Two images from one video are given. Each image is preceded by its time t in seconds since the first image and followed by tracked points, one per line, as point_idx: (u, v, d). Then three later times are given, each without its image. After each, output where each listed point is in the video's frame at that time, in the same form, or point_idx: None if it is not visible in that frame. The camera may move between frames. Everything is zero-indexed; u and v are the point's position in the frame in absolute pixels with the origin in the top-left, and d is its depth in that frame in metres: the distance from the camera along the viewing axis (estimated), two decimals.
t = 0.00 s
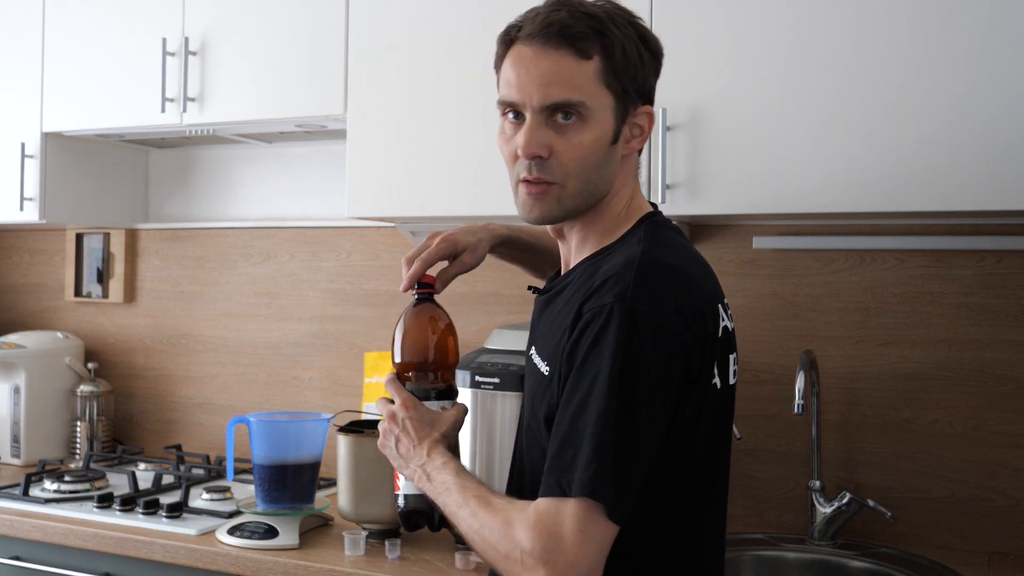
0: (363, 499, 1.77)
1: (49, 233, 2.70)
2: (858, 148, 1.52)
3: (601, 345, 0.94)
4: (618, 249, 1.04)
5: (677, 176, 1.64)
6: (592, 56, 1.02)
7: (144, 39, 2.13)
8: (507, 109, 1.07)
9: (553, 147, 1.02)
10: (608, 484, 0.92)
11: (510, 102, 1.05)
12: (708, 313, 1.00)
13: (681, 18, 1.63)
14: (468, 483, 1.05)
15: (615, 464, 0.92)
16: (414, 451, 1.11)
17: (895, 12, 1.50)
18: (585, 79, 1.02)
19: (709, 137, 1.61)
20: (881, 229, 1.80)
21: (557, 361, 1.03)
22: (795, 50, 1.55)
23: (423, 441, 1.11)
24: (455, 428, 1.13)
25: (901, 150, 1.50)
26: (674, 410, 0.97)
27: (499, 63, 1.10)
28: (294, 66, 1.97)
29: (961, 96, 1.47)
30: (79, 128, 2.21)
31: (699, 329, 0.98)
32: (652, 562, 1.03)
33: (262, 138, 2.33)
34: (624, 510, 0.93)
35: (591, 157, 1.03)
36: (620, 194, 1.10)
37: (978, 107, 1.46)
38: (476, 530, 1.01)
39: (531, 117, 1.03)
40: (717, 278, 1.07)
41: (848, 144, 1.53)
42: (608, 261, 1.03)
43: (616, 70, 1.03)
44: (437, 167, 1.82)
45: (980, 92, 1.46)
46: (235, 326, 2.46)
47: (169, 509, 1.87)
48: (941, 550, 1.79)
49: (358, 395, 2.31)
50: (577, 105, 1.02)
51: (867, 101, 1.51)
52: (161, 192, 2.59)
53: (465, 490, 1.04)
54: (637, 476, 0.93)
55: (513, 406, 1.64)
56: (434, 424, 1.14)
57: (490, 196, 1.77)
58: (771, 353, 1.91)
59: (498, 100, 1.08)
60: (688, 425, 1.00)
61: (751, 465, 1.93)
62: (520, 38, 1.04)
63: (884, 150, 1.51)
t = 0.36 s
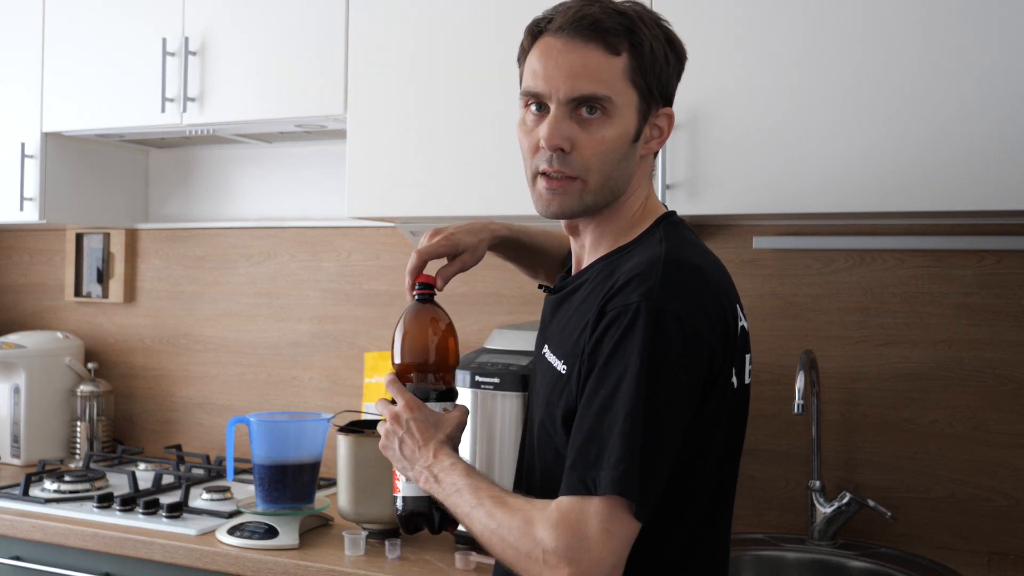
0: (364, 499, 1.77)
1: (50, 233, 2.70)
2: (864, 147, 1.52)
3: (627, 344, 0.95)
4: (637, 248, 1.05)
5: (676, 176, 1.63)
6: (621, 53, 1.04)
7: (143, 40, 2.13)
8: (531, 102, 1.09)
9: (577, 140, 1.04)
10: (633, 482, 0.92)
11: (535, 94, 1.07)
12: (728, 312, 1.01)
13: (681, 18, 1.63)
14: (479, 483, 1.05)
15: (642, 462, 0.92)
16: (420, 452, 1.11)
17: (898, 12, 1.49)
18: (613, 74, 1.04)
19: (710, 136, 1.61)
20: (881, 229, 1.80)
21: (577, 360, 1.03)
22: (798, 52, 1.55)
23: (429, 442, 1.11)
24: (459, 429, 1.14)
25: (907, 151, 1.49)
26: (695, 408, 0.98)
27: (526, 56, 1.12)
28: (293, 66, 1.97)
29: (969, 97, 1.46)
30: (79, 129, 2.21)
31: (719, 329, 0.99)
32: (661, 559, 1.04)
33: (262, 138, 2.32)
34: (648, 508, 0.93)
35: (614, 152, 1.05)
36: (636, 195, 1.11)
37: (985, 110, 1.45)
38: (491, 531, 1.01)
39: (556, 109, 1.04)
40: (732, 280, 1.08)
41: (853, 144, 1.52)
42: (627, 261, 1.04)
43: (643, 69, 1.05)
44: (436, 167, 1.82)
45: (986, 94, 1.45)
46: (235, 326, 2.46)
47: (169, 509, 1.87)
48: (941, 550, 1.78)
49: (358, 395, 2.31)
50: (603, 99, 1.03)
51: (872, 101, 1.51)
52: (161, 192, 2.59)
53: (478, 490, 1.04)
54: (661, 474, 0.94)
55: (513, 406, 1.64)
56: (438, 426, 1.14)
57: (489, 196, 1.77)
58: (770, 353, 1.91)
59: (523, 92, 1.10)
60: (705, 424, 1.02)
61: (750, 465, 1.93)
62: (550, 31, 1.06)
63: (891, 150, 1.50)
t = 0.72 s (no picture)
0: (364, 499, 1.77)
1: (50, 233, 2.70)
2: (868, 149, 1.51)
3: (639, 347, 0.95)
4: (647, 251, 1.05)
5: (676, 176, 1.64)
6: (625, 54, 1.04)
7: (143, 40, 2.13)
8: (534, 103, 1.09)
9: (581, 140, 1.04)
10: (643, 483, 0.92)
11: (539, 95, 1.07)
12: (738, 315, 1.02)
13: (681, 19, 1.63)
14: (489, 483, 1.05)
15: (654, 464, 0.92)
16: (429, 451, 1.11)
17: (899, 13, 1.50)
18: (617, 74, 1.04)
19: (711, 137, 1.61)
20: (880, 229, 1.80)
21: (587, 362, 1.04)
22: (799, 53, 1.55)
23: (438, 441, 1.11)
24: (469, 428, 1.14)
25: (911, 152, 1.49)
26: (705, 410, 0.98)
27: (531, 57, 1.12)
28: (293, 65, 1.97)
29: (972, 99, 1.46)
30: (79, 128, 2.21)
31: (729, 332, 0.99)
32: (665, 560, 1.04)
33: (262, 138, 2.32)
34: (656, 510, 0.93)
35: (617, 152, 1.05)
36: (641, 196, 1.11)
37: (989, 112, 1.45)
38: (500, 530, 1.01)
39: (559, 111, 1.04)
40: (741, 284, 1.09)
41: (856, 146, 1.52)
42: (638, 263, 1.04)
43: (647, 70, 1.06)
44: (436, 167, 1.82)
45: (991, 97, 1.45)
46: (235, 326, 2.46)
47: (169, 509, 1.87)
48: (941, 550, 1.79)
49: (358, 395, 2.31)
50: (607, 100, 1.04)
51: (875, 103, 1.51)
52: (161, 193, 2.59)
53: (487, 490, 1.04)
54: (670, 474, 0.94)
55: (512, 407, 1.64)
56: (447, 424, 1.14)
57: (490, 196, 1.77)
58: (770, 353, 1.91)
59: (527, 93, 1.10)
60: (714, 425, 1.02)
61: (750, 465, 1.93)
62: (554, 33, 1.06)
63: (895, 152, 1.50)
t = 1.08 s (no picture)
0: (363, 499, 1.77)
1: (49, 233, 2.70)
2: (868, 149, 1.51)
3: (639, 346, 0.95)
4: (647, 251, 1.05)
5: (676, 176, 1.64)
6: (632, 52, 1.04)
7: (143, 40, 2.13)
8: (541, 99, 1.10)
9: (584, 137, 1.04)
10: (642, 484, 0.91)
11: (545, 91, 1.07)
12: (739, 316, 1.02)
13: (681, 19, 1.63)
14: (487, 482, 1.06)
15: (652, 464, 0.92)
16: (427, 450, 1.12)
17: (900, 14, 1.49)
18: (624, 72, 1.04)
19: (712, 137, 1.61)
20: (880, 229, 1.80)
21: (586, 362, 1.04)
22: (799, 54, 1.55)
23: (436, 439, 1.12)
24: (467, 426, 1.14)
25: (911, 153, 1.49)
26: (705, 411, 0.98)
27: (540, 54, 1.13)
28: (293, 65, 1.97)
29: (972, 100, 1.46)
30: (79, 129, 2.22)
31: (730, 334, 0.99)
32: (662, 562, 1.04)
33: (262, 138, 2.33)
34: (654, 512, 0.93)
35: (620, 151, 1.05)
36: (644, 196, 1.11)
37: (990, 114, 1.45)
38: (498, 530, 1.01)
39: (565, 106, 1.05)
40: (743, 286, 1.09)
41: (856, 146, 1.52)
42: (638, 263, 1.04)
43: (653, 68, 1.06)
44: (436, 167, 1.82)
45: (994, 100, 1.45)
46: (235, 326, 2.46)
47: (169, 509, 1.87)
48: (941, 550, 1.79)
49: (358, 395, 2.31)
50: (611, 98, 1.04)
51: (876, 104, 1.51)
52: (161, 193, 2.59)
53: (485, 489, 1.05)
54: (668, 474, 0.93)
55: (513, 407, 1.64)
56: (445, 422, 1.14)
57: (489, 195, 1.77)
58: (770, 353, 1.91)
59: (534, 88, 1.11)
60: (714, 426, 1.02)
61: (750, 465, 1.93)
62: (563, 29, 1.07)
63: (895, 153, 1.50)
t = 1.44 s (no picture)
0: (363, 499, 1.77)
1: (49, 233, 2.70)
2: (868, 149, 1.51)
3: (639, 347, 0.95)
4: (648, 251, 1.05)
5: (676, 176, 1.64)
6: (634, 48, 1.05)
7: (143, 39, 2.13)
8: (542, 93, 1.10)
9: (585, 131, 1.04)
10: (641, 484, 0.91)
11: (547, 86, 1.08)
12: (739, 317, 1.02)
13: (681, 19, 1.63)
14: (488, 481, 1.06)
15: (652, 465, 0.92)
16: (429, 449, 1.12)
17: (903, 15, 1.49)
18: (625, 67, 1.04)
19: (712, 137, 1.61)
20: (880, 229, 1.80)
21: (587, 362, 1.04)
22: (804, 55, 1.55)
23: (439, 438, 1.12)
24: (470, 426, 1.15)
25: (912, 155, 1.49)
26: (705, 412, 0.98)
27: (542, 51, 1.13)
28: (293, 65, 1.97)
29: (972, 100, 1.46)
30: (79, 129, 2.22)
31: (730, 335, 0.99)
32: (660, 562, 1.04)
33: (262, 138, 2.33)
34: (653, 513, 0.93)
35: (620, 145, 1.05)
36: (643, 194, 1.10)
37: (991, 117, 1.45)
38: (498, 529, 1.02)
39: (566, 99, 1.05)
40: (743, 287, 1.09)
41: (856, 148, 1.52)
42: (639, 263, 1.04)
43: (655, 65, 1.06)
44: (436, 167, 1.82)
45: (999, 103, 1.45)
46: (235, 326, 2.46)
47: (169, 509, 1.87)
48: (941, 550, 1.78)
49: (358, 395, 2.31)
50: (613, 92, 1.04)
51: (879, 105, 1.51)
52: (161, 192, 2.59)
53: (487, 488, 1.05)
54: (668, 475, 0.93)
55: (513, 407, 1.64)
56: (450, 422, 1.14)
57: (488, 195, 1.77)
58: (771, 353, 1.91)
59: (536, 83, 1.11)
60: (713, 427, 1.02)
61: (750, 465, 1.93)
62: (565, 25, 1.07)
63: (895, 154, 1.50)
